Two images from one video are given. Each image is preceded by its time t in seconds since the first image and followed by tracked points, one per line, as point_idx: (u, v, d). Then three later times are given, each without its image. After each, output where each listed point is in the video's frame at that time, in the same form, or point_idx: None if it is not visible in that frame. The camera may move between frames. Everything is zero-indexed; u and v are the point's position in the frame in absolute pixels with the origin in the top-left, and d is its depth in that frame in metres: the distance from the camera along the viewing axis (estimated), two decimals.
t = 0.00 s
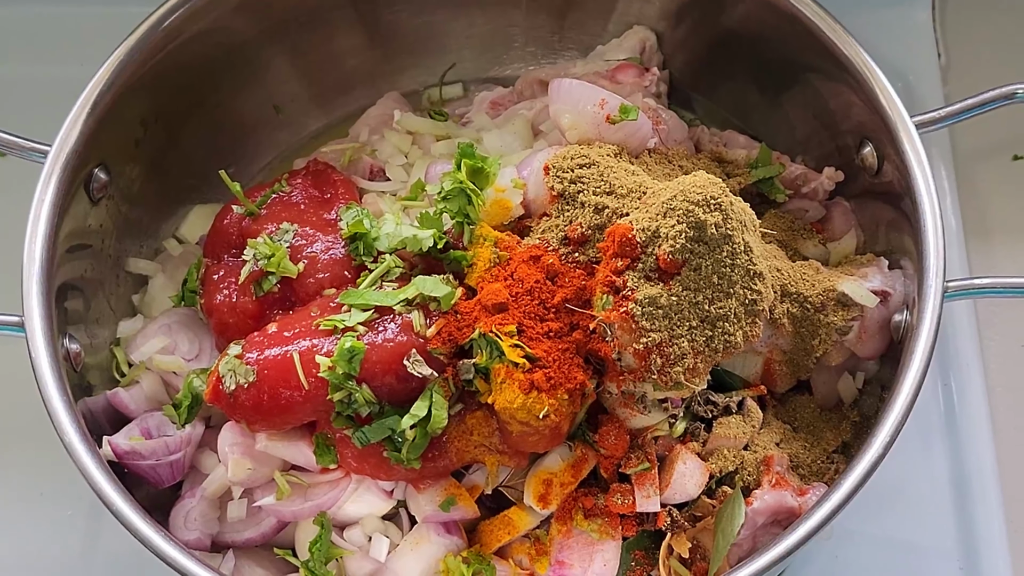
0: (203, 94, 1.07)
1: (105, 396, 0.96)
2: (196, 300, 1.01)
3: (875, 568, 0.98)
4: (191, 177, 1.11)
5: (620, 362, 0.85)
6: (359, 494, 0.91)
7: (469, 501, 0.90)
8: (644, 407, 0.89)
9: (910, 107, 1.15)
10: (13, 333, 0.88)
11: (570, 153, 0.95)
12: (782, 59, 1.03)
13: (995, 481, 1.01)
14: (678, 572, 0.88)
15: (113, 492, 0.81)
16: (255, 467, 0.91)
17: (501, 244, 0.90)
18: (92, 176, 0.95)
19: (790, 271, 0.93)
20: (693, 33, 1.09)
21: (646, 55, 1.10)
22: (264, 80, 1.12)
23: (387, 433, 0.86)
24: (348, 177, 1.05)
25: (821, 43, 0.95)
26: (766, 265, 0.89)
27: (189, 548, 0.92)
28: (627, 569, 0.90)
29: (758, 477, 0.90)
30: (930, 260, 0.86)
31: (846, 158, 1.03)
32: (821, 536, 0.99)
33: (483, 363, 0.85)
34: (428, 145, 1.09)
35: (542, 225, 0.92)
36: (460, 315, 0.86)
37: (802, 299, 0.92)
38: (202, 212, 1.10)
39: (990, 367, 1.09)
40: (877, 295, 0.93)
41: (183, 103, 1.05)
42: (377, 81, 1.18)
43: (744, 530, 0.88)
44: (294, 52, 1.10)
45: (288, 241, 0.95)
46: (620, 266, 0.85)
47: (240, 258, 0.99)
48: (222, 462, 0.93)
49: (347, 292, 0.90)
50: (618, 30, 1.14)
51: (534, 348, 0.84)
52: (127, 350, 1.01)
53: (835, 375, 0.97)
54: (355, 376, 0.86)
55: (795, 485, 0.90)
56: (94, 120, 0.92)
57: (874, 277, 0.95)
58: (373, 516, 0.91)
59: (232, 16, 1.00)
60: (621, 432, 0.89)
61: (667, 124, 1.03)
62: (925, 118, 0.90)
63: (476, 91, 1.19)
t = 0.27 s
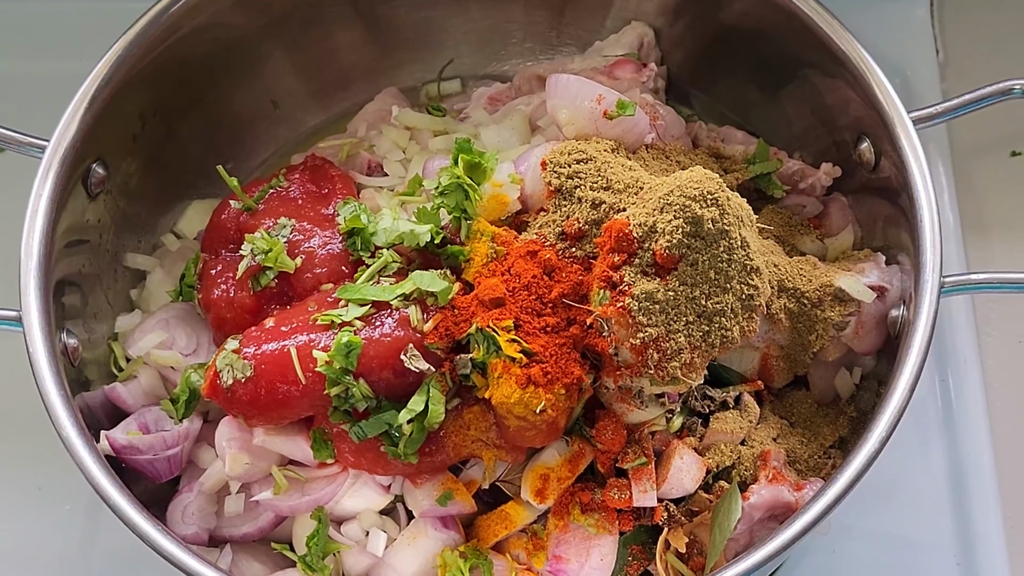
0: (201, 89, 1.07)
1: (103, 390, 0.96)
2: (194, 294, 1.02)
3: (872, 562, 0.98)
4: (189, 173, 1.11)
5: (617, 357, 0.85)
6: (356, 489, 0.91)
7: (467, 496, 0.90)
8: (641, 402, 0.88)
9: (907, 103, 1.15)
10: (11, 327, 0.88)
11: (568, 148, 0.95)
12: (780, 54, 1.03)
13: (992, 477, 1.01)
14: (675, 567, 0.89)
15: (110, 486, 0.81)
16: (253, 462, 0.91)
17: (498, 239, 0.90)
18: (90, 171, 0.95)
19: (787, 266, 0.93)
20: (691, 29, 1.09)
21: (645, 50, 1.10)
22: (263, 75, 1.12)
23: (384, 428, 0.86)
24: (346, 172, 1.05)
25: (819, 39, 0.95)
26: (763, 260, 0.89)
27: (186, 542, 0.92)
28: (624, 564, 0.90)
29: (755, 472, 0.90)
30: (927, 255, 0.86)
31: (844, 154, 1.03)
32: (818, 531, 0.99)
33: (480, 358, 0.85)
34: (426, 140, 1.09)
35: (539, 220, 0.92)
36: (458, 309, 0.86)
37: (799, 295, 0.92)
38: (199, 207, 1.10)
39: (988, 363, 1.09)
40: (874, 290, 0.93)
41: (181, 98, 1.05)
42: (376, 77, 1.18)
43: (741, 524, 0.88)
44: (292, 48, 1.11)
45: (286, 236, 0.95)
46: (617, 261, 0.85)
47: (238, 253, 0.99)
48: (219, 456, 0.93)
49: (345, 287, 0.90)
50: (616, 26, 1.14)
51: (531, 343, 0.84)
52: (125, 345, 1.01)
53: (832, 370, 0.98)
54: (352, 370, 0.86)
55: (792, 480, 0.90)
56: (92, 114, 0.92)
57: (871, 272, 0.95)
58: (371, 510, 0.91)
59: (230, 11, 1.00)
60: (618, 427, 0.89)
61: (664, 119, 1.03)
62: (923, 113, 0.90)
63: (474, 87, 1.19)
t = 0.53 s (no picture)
0: (202, 88, 1.07)
1: (104, 389, 0.96)
2: (196, 294, 1.02)
3: (873, 561, 0.98)
4: (191, 172, 1.11)
5: (619, 357, 0.85)
6: (357, 488, 0.91)
7: (468, 495, 0.90)
8: (643, 401, 0.89)
9: (909, 103, 1.15)
10: (13, 326, 0.88)
11: (569, 147, 0.95)
12: (781, 54, 1.03)
13: (993, 477, 1.01)
14: (676, 566, 0.89)
15: (111, 485, 0.81)
16: (254, 461, 0.91)
17: (500, 238, 0.90)
18: (92, 170, 0.95)
19: (788, 265, 0.93)
20: (692, 29, 1.09)
21: (646, 50, 1.10)
22: (264, 75, 1.12)
23: (386, 427, 0.86)
24: (347, 171, 1.05)
25: (820, 38, 0.95)
26: (765, 259, 0.89)
27: (188, 542, 0.92)
28: (626, 563, 0.90)
29: (756, 472, 0.90)
30: (928, 254, 0.86)
31: (845, 153, 1.03)
32: (820, 531, 0.99)
33: (481, 357, 0.85)
34: (428, 140, 1.09)
35: (541, 219, 0.92)
36: (459, 309, 0.86)
37: (800, 294, 0.92)
38: (201, 206, 1.10)
39: (989, 363, 1.09)
40: (876, 290, 0.93)
41: (183, 97, 1.05)
42: (377, 76, 1.18)
43: (742, 524, 0.88)
44: (293, 47, 1.11)
45: (288, 235, 0.95)
46: (619, 260, 0.85)
47: (239, 252, 0.99)
48: (221, 456, 0.93)
49: (346, 286, 0.90)
50: (618, 25, 1.14)
51: (533, 342, 0.84)
52: (127, 344, 1.01)
53: (833, 370, 0.97)
54: (353, 369, 0.86)
55: (793, 479, 0.90)
56: (94, 113, 0.92)
57: (872, 272, 0.95)
58: (372, 509, 0.91)
59: (232, 10, 1.00)
60: (619, 426, 0.89)
61: (666, 119, 1.03)
62: (924, 113, 0.90)
63: (475, 86, 1.19)
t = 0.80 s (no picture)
0: (202, 87, 1.07)
1: (105, 388, 0.95)
2: (196, 292, 1.02)
3: (876, 560, 0.98)
4: (192, 171, 1.11)
5: (620, 355, 0.85)
6: (358, 487, 0.91)
7: (469, 494, 0.90)
8: (643, 400, 0.89)
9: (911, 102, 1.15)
10: (14, 325, 0.88)
11: (569, 146, 0.95)
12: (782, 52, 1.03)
13: (994, 475, 1.01)
14: (678, 565, 0.88)
15: (112, 483, 0.81)
16: (255, 460, 0.91)
17: (500, 237, 0.90)
18: (92, 169, 0.95)
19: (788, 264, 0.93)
20: (693, 27, 1.09)
21: (646, 48, 1.10)
22: (265, 73, 1.12)
23: (387, 425, 0.86)
24: (348, 170, 1.05)
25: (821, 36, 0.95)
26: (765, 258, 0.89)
27: (188, 540, 0.92)
28: (627, 562, 0.90)
29: (758, 470, 0.90)
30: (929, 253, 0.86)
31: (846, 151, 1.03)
32: (820, 530, 0.99)
33: (482, 356, 0.85)
34: (428, 138, 1.09)
35: (542, 218, 0.92)
36: (460, 307, 0.86)
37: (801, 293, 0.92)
38: (202, 205, 1.10)
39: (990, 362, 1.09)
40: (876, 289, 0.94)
41: (183, 95, 1.05)
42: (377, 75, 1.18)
43: (744, 522, 0.88)
44: (293, 45, 1.11)
45: (289, 234, 0.95)
46: (620, 259, 0.85)
47: (240, 250, 0.99)
48: (222, 454, 0.93)
49: (347, 285, 0.90)
50: (618, 23, 1.13)
51: (533, 341, 0.84)
52: (128, 343, 1.01)
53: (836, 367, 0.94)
54: (355, 368, 0.86)
55: (794, 477, 0.90)
56: (94, 112, 0.92)
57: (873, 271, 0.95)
58: (373, 508, 0.91)
59: (232, 9, 1.00)
60: (620, 425, 0.88)
61: (667, 117, 1.03)
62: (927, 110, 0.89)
63: (476, 85, 1.19)
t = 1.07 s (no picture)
0: (203, 85, 1.07)
1: (105, 386, 0.95)
2: (197, 290, 1.02)
3: (877, 557, 0.98)
4: (192, 168, 1.11)
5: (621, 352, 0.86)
6: (358, 484, 0.91)
7: (470, 491, 0.90)
8: (644, 397, 0.89)
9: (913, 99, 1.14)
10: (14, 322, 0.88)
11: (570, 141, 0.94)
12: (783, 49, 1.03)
13: (994, 472, 1.01)
14: (680, 564, 0.88)
15: (113, 480, 0.81)
16: (256, 457, 0.91)
17: (500, 234, 0.90)
18: (93, 167, 0.95)
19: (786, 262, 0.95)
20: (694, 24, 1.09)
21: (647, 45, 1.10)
22: (265, 71, 1.12)
23: (388, 422, 0.86)
24: (349, 167, 1.05)
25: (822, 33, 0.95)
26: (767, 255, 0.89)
27: (189, 537, 0.92)
28: (627, 559, 0.90)
29: (758, 467, 0.90)
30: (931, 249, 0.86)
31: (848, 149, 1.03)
32: (821, 527, 0.99)
33: (482, 353, 0.85)
34: (429, 136, 1.09)
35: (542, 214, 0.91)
36: (460, 305, 0.86)
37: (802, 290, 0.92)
38: (202, 203, 1.10)
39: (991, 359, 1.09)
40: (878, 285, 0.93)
41: (184, 93, 1.05)
42: (378, 72, 1.19)
43: (744, 519, 0.88)
44: (294, 43, 1.11)
45: (289, 231, 0.95)
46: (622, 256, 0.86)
47: (240, 248, 0.99)
48: (223, 451, 0.93)
49: (348, 282, 0.90)
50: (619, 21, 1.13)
51: (534, 338, 0.84)
52: (128, 340, 1.01)
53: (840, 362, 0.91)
54: (355, 365, 0.86)
55: (795, 475, 0.90)
56: (95, 110, 0.92)
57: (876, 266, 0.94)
58: (374, 505, 0.91)
59: (232, 7, 1.00)
60: (621, 422, 0.89)
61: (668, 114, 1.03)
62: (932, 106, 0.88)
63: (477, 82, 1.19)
